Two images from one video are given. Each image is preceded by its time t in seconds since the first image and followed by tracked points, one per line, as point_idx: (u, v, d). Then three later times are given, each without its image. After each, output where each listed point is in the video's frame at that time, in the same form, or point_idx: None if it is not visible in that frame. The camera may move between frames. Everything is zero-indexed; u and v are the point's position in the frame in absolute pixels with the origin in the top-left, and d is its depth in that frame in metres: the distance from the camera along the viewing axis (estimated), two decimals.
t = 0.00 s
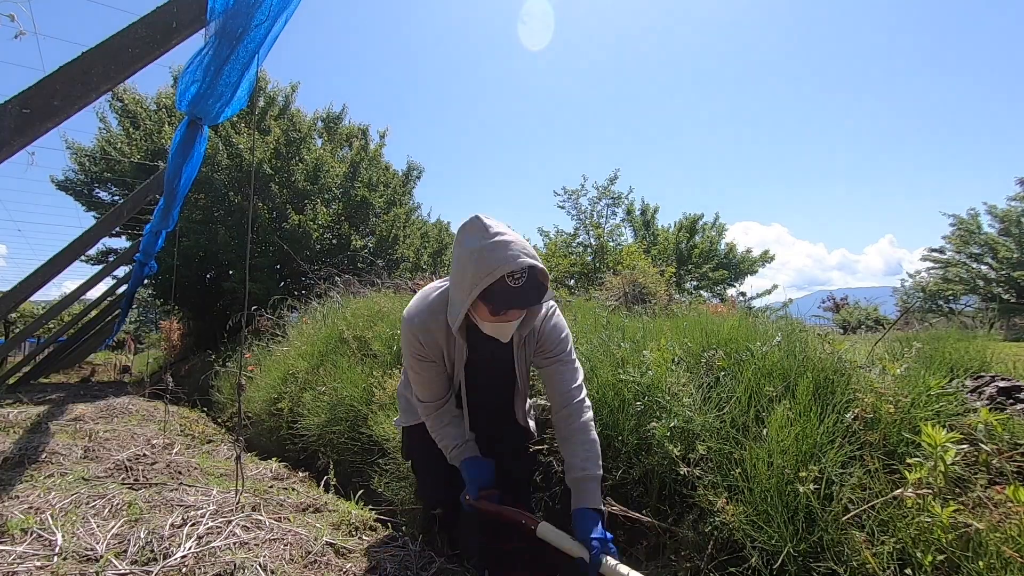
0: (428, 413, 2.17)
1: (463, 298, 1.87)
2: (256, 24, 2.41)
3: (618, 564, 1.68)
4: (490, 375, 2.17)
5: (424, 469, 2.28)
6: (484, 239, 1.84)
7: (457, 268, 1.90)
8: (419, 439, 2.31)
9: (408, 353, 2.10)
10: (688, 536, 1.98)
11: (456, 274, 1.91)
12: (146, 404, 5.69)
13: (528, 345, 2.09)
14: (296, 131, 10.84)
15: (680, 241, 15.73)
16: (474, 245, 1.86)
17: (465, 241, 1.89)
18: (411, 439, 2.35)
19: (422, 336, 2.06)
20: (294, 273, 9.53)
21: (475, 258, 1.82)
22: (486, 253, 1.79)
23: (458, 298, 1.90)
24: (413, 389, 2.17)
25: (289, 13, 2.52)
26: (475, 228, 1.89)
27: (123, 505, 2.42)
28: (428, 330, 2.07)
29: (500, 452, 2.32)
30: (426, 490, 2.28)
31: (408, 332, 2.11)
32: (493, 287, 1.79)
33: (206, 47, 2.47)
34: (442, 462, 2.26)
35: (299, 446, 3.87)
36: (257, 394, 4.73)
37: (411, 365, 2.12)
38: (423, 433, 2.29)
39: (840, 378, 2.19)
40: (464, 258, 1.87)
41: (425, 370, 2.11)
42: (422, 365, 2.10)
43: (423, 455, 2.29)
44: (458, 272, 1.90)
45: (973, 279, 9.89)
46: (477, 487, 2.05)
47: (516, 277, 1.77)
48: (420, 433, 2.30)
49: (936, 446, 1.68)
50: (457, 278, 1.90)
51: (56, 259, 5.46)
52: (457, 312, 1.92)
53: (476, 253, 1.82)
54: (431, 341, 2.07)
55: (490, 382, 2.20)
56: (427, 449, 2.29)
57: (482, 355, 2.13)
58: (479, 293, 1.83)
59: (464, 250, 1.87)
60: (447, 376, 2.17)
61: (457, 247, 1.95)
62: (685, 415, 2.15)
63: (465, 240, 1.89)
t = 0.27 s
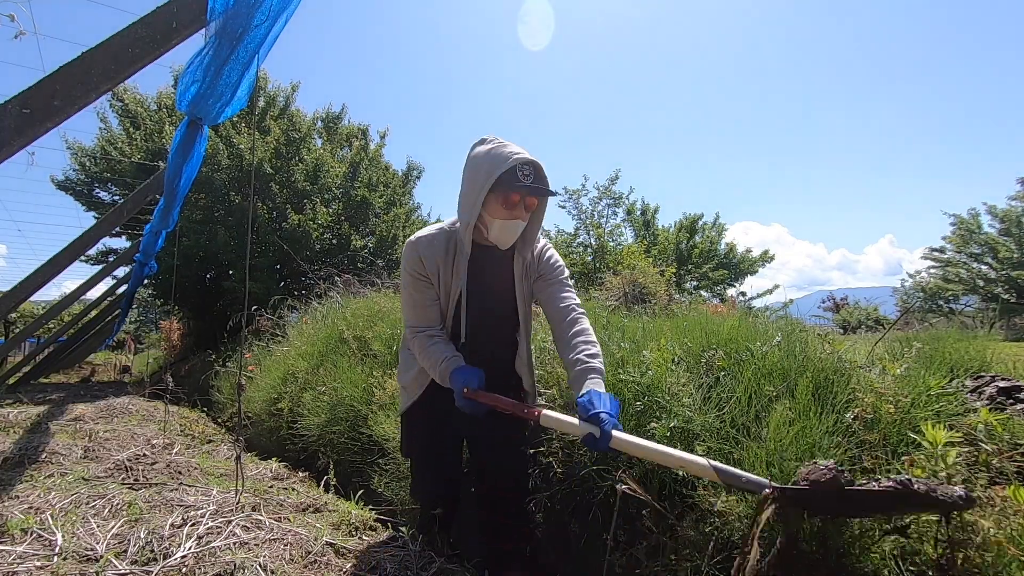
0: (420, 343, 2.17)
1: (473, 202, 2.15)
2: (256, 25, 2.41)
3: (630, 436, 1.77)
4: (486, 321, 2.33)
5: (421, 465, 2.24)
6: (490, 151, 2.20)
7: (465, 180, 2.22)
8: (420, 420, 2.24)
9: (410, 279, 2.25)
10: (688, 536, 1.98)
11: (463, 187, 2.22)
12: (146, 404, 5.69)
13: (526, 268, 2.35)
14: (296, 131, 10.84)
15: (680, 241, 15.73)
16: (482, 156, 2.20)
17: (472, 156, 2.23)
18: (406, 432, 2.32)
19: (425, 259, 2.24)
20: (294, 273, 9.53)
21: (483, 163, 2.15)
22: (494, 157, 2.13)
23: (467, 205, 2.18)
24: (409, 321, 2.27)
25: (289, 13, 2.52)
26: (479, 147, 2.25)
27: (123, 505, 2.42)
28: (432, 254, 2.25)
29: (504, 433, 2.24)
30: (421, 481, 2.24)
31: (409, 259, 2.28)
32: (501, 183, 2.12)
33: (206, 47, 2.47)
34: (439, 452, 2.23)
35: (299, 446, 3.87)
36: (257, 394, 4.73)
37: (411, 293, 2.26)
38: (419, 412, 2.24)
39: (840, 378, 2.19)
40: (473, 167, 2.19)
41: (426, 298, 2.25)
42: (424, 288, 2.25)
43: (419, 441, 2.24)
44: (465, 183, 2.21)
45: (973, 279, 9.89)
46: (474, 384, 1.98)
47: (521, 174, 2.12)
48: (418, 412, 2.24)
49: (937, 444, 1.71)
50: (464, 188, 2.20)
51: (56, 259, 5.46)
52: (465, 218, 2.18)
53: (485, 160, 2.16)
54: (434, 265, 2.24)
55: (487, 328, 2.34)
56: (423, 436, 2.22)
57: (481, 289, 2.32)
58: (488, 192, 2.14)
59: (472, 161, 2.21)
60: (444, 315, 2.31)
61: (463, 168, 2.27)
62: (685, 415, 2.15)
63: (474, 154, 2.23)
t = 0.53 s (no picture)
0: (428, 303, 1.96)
1: (483, 164, 2.17)
2: (256, 25, 2.40)
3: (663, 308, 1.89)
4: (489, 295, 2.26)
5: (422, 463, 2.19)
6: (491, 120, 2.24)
7: (467, 147, 2.21)
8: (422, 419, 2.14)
9: (413, 244, 2.10)
10: (688, 536, 1.98)
11: (465, 154, 2.21)
12: (146, 404, 5.69)
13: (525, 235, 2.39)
14: (296, 130, 10.84)
15: (680, 241, 15.74)
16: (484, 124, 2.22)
17: (472, 125, 2.24)
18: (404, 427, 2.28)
19: (430, 225, 2.14)
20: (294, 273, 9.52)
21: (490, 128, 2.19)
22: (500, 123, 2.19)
23: (475, 169, 2.19)
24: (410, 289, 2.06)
25: (289, 13, 2.51)
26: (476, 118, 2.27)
27: (123, 505, 2.42)
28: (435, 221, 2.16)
29: (505, 430, 2.20)
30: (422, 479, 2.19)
31: (409, 227, 2.14)
32: (509, 146, 2.18)
33: (206, 47, 2.47)
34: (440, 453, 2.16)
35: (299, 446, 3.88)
36: (257, 394, 4.73)
37: (413, 259, 2.08)
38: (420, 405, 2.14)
39: (840, 377, 2.20)
40: (475, 133, 2.21)
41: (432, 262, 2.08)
42: (429, 252, 2.10)
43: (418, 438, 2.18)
44: (468, 149, 2.21)
45: (973, 279, 9.90)
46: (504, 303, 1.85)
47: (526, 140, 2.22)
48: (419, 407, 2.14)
49: (936, 447, 1.69)
50: (469, 154, 2.20)
51: (56, 259, 5.46)
52: (476, 182, 2.19)
53: (490, 126, 2.19)
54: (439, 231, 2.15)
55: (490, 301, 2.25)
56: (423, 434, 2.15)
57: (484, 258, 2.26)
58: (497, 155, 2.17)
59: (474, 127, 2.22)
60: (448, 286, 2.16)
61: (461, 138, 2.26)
62: (685, 415, 2.17)
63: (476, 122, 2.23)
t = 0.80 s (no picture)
0: (469, 271, 1.87)
1: (492, 155, 2.13)
2: (256, 25, 2.40)
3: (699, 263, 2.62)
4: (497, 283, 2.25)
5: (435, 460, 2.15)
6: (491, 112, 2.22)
7: (471, 137, 2.14)
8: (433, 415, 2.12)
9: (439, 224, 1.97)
10: (688, 537, 1.98)
11: (469, 144, 2.14)
12: (146, 404, 5.69)
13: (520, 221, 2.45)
14: (296, 130, 10.84)
15: (680, 241, 15.74)
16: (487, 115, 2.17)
17: (471, 114, 2.18)
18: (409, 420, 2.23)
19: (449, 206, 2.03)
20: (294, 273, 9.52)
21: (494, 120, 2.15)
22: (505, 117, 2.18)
23: (482, 159, 2.14)
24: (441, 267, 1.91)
25: (289, 13, 2.51)
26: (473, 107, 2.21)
27: (123, 505, 2.42)
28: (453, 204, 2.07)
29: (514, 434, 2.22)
30: (438, 477, 2.16)
31: (424, 210, 2.01)
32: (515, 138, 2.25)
33: (206, 48, 2.47)
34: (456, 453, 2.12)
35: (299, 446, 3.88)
36: (257, 394, 4.73)
37: (435, 238, 1.96)
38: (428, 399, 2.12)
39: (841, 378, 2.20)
40: (478, 123, 2.14)
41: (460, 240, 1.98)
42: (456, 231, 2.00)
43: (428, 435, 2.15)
44: (473, 139, 2.14)
45: (973, 279, 9.91)
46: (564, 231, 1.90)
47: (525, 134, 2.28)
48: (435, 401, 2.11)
49: (936, 446, 1.69)
50: (472, 145, 2.14)
51: (56, 259, 5.46)
52: (487, 170, 2.14)
53: (496, 118, 2.16)
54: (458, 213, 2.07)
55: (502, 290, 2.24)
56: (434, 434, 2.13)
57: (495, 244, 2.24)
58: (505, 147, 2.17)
59: (477, 117, 2.15)
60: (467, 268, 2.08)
61: (461, 127, 2.17)
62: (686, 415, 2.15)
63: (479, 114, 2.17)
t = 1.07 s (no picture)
0: (510, 258, 1.95)
1: (498, 151, 2.15)
2: (256, 25, 2.40)
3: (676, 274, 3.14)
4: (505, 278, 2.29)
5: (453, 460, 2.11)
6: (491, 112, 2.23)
7: (475, 136, 2.13)
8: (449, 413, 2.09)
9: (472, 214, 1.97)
10: (688, 537, 1.97)
11: (472, 143, 2.14)
12: (146, 404, 5.69)
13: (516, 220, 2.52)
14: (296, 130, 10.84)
15: (680, 241, 15.74)
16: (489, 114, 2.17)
17: (471, 113, 2.17)
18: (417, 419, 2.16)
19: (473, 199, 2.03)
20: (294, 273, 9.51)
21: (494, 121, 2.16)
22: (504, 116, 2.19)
23: (487, 158, 2.14)
24: (480, 255, 1.91)
25: (290, 13, 2.51)
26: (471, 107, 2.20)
27: (123, 505, 2.42)
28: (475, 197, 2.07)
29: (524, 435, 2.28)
30: (457, 476, 2.13)
31: (442, 204, 1.99)
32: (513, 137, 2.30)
33: (206, 48, 2.47)
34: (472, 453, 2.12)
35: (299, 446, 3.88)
36: (257, 394, 4.73)
37: (461, 229, 1.95)
38: (439, 396, 2.08)
39: (842, 378, 2.20)
40: (480, 122, 2.14)
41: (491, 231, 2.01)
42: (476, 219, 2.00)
43: (441, 435, 2.11)
44: (477, 138, 2.13)
45: (973, 279, 9.90)
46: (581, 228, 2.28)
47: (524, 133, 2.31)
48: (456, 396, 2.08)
49: (936, 446, 1.68)
50: (476, 144, 2.13)
51: (56, 259, 5.46)
52: (494, 165, 2.15)
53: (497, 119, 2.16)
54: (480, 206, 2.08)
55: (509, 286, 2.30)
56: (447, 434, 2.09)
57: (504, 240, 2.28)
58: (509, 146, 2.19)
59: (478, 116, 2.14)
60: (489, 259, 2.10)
61: (461, 126, 2.16)
62: (685, 414, 2.14)
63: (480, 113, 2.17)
